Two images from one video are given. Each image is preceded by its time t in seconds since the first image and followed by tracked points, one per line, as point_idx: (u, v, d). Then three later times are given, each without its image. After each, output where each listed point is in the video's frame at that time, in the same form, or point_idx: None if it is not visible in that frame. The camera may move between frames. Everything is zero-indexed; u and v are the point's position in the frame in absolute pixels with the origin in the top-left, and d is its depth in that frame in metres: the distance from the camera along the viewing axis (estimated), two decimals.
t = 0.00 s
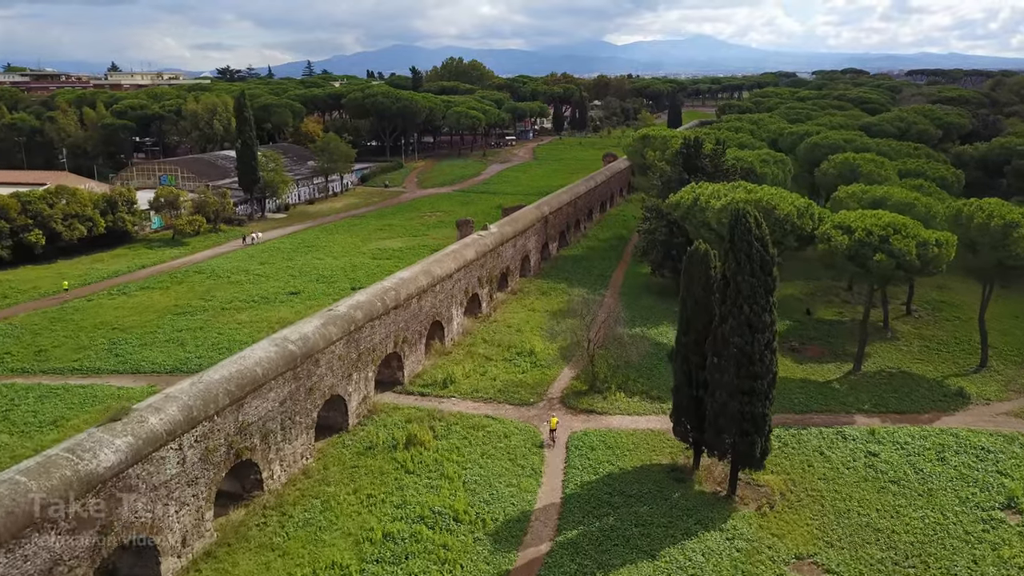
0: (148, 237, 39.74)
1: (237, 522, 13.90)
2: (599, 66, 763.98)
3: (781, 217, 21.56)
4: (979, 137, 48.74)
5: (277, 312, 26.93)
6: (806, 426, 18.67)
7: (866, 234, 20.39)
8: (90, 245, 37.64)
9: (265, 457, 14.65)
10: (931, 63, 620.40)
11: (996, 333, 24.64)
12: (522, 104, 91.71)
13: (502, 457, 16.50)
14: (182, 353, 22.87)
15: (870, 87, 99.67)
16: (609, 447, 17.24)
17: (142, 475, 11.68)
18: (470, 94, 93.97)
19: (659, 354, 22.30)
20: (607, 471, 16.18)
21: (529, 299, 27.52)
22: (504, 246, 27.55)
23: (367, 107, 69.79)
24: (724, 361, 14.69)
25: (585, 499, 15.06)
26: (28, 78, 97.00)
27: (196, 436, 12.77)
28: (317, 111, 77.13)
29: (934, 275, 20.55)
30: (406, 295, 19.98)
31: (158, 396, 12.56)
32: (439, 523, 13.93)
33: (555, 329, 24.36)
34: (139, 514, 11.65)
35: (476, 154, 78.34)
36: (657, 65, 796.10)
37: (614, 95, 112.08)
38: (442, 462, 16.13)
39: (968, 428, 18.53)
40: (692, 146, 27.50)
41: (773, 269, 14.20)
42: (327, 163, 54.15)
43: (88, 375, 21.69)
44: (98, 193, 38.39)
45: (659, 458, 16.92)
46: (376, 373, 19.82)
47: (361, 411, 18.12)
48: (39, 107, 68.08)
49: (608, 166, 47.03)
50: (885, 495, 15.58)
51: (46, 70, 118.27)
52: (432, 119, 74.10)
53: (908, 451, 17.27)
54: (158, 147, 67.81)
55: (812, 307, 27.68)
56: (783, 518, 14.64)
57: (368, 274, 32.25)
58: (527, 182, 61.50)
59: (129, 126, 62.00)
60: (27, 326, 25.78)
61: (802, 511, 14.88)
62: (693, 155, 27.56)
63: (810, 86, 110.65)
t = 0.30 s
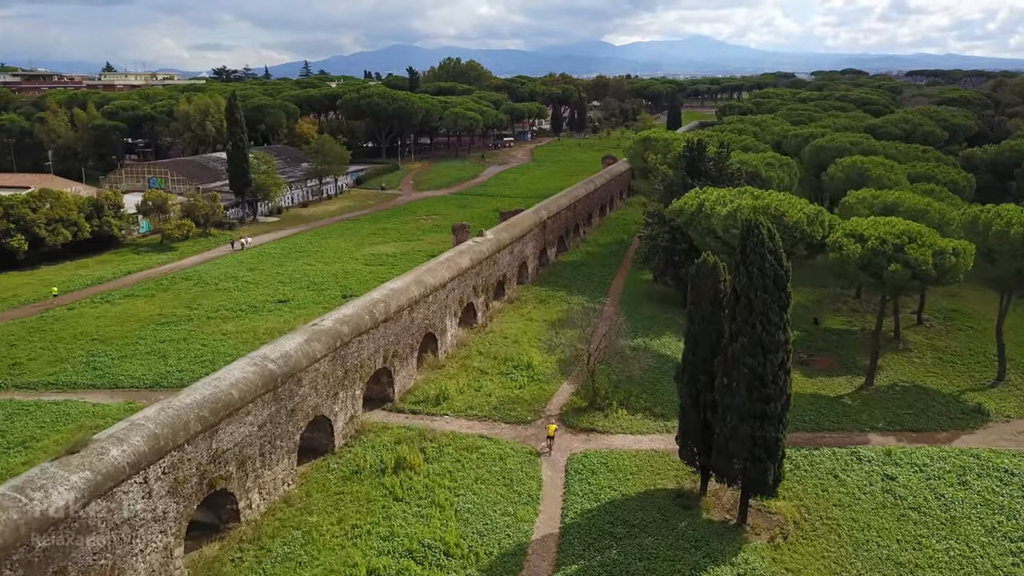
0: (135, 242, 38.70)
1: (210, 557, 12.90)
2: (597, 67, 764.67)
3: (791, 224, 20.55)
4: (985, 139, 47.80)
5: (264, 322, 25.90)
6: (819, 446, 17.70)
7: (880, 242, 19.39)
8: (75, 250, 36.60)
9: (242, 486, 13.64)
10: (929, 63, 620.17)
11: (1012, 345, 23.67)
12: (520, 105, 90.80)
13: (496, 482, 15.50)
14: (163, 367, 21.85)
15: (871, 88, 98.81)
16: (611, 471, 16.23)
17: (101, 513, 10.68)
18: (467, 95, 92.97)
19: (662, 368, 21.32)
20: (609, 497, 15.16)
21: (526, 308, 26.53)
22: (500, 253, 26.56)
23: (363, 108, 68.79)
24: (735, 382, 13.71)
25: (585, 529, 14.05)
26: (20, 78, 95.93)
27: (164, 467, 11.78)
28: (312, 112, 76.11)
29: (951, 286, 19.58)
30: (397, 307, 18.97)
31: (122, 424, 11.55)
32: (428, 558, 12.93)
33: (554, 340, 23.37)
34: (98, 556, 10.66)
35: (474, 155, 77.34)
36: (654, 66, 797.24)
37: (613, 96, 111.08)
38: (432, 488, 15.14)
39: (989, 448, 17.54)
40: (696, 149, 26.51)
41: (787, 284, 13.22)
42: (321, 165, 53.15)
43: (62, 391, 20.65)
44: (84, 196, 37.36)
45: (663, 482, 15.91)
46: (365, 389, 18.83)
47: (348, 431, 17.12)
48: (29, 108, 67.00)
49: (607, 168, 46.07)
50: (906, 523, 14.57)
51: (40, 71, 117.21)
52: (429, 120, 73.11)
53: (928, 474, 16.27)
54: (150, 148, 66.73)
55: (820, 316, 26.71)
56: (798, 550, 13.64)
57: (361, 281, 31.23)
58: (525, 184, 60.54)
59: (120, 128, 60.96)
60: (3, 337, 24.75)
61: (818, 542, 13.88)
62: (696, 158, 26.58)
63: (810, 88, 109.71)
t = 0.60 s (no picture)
0: (122, 248, 37.70)
1: None
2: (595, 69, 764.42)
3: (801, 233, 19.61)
4: (991, 142, 46.96)
5: (250, 334, 24.88)
6: (833, 469, 16.73)
7: (895, 253, 18.44)
8: (60, 257, 35.59)
9: (217, 520, 12.66)
10: (927, 64, 620.90)
11: None
12: (518, 107, 89.88)
13: (492, 512, 14.52)
14: (143, 383, 20.83)
15: (871, 90, 98.04)
16: (613, 498, 15.24)
17: (55, 560, 9.69)
18: (465, 97, 92.03)
19: (666, 384, 20.35)
20: (612, 529, 14.16)
21: (524, 319, 25.55)
22: (497, 261, 25.59)
23: (359, 110, 67.83)
24: (748, 407, 12.73)
25: (587, 565, 13.05)
26: (12, 80, 94.81)
27: (127, 505, 10.78)
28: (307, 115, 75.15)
29: (970, 298, 18.63)
30: (387, 321, 18.00)
31: (81, 459, 10.55)
32: None
33: (553, 353, 22.39)
34: None
35: (471, 158, 76.42)
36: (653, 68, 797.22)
37: (612, 97, 110.24)
38: (423, 519, 14.15)
39: (1013, 472, 16.57)
40: (700, 154, 25.62)
41: (805, 303, 12.26)
42: (315, 169, 52.19)
43: (35, 410, 19.62)
44: (70, 202, 36.36)
45: (670, 510, 14.91)
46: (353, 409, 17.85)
47: (334, 455, 16.13)
48: (19, 111, 65.96)
49: (607, 172, 45.12)
50: (930, 557, 13.57)
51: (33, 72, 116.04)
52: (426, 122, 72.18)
53: (951, 502, 15.30)
54: (142, 151, 65.74)
55: (829, 327, 25.76)
56: None
57: (353, 290, 30.25)
58: (523, 187, 59.59)
59: (111, 130, 59.96)
60: None
61: None
62: (700, 163, 25.65)
63: (810, 89, 108.91)
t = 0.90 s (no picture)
0: (110, 254, 36.73)
1: None
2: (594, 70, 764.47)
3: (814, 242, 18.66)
4: (998, 145, 46.06)
5: (237, 345, 23.92)
6: (849, 494, 15.78)
7: (913, 263, 17.48)
8: (45, 263, 34.62)
9: (189, 557, 11.69)
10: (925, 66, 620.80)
11: None
12: (516, 108, 88.95)
13: (487, 544, 13.54)
14: (122, 400, 19.85)
15: (873, 91, 97.26)
16: (617, 527, 14.26)
17: None
18: (463, 98, 91.12)
19: (670, 400, 19.43)
20: (616, 562, 13.19)
21: (522, 329, 24.62)
22: (495, 269, 24.63)
23: (355, 111, 66.85)
24: (763, 435, 11.77)
25: None
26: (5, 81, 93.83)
27: (86, 549, 9.81)
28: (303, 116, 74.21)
29: (992, 311, 17.69)
30: (377, 336, 17.03)
31: (35, 498, 9.59)
32: None
33: (552, 367, 21.43)
34: None
35: (469, 160, 75.49)
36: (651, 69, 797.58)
37: (611, 99, 109.35)
38: (414, 552, 13.18)
39: None
40: (705, 160, 24.79)
41: (826, 323, 11.32)
42: (310, 171, 51.24)
43: (7, 429, 18.63)
44: (55, 206, 35.39)
45: (678, 541, 13.94)
46: (341, 429, 16.90)
47: (320, 480, 15.16)
48: (9, 112, 64.98)
49: (607, 175, 44.17)
50: None
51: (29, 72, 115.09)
52: (423, 124, 71.20)
53: (977, 531, 14.34)
54: (135, 153, 64.78)
55: (838, 338, 24.82)
56: None
57: (346, 298, 29.30)
58: (522, 190, 58.66)
59: (103, 132, 58.99)
60: None
61: None
62: (705, 168, 24.72)
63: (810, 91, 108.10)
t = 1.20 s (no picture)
0: (98, 260, 35.85)
1: None
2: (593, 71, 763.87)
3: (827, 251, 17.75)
4: (1006, 147, 45.20)
5: (224, 357, 23.02)
6: (868, 520, 14.88)
7: (932, 274, 16.58)
8: (30, 269, 33.75)
9: None
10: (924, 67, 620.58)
11: None
12: (515, 110, 88.09)
13: None
14: (101, 416, 18.95)
15: (874, 93, 96.57)
16: (623, 558, 13.35)
17: None
18: (461, 99, 90.23)
19: (675, 417, 18.55)
20: None
21: (520, 339, 23.73)
22: (493, 278, 23.76)
23: (351, 113, 65.80)
24: (782, 466, 10.87)
25: None
26: None
27: None
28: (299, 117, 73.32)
29: (1015, 324, 16.80)
30: (368, 351, 16.15)
31: None
32: None
33: (553, 380, 20.54)
34: None
35: (467, 161, 74.61)
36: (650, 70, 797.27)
37: (610, 100, 108.55)
38: None
39: None
40: (710, 163, 23.84)
41: (851, 346, 10.46)
42: (304, 174, 50.35)
43: None
44: (41, 211, 34.51)
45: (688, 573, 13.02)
46: (330, 450, 16.02)
47: (307, 507, 14.26)
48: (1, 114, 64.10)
49: (608, 178, 43.30)
50: None
51: (24, 74, 114.33)
52: (420, 125, 70.31)
53: (1006, 562, 13.43)
54: (129, 155, 63.91)
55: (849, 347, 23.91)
56: None
57: (339, 306, 28.42)
58: (520, 193, 57.77)
59: (95, 134, 58.11)
60: None
61: None
62: (711, 172, 23.84)
63: (811, 92, 107.35)
